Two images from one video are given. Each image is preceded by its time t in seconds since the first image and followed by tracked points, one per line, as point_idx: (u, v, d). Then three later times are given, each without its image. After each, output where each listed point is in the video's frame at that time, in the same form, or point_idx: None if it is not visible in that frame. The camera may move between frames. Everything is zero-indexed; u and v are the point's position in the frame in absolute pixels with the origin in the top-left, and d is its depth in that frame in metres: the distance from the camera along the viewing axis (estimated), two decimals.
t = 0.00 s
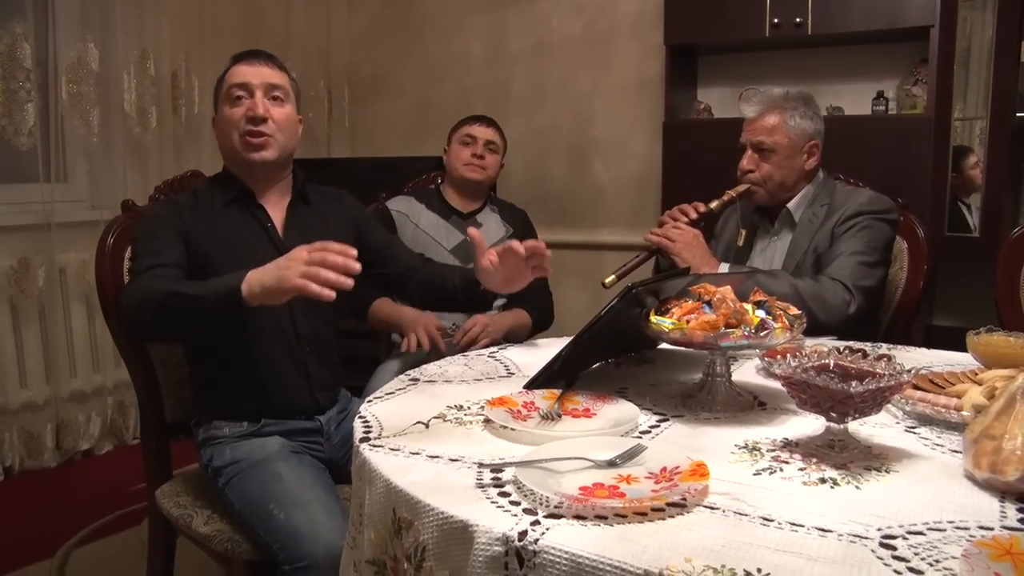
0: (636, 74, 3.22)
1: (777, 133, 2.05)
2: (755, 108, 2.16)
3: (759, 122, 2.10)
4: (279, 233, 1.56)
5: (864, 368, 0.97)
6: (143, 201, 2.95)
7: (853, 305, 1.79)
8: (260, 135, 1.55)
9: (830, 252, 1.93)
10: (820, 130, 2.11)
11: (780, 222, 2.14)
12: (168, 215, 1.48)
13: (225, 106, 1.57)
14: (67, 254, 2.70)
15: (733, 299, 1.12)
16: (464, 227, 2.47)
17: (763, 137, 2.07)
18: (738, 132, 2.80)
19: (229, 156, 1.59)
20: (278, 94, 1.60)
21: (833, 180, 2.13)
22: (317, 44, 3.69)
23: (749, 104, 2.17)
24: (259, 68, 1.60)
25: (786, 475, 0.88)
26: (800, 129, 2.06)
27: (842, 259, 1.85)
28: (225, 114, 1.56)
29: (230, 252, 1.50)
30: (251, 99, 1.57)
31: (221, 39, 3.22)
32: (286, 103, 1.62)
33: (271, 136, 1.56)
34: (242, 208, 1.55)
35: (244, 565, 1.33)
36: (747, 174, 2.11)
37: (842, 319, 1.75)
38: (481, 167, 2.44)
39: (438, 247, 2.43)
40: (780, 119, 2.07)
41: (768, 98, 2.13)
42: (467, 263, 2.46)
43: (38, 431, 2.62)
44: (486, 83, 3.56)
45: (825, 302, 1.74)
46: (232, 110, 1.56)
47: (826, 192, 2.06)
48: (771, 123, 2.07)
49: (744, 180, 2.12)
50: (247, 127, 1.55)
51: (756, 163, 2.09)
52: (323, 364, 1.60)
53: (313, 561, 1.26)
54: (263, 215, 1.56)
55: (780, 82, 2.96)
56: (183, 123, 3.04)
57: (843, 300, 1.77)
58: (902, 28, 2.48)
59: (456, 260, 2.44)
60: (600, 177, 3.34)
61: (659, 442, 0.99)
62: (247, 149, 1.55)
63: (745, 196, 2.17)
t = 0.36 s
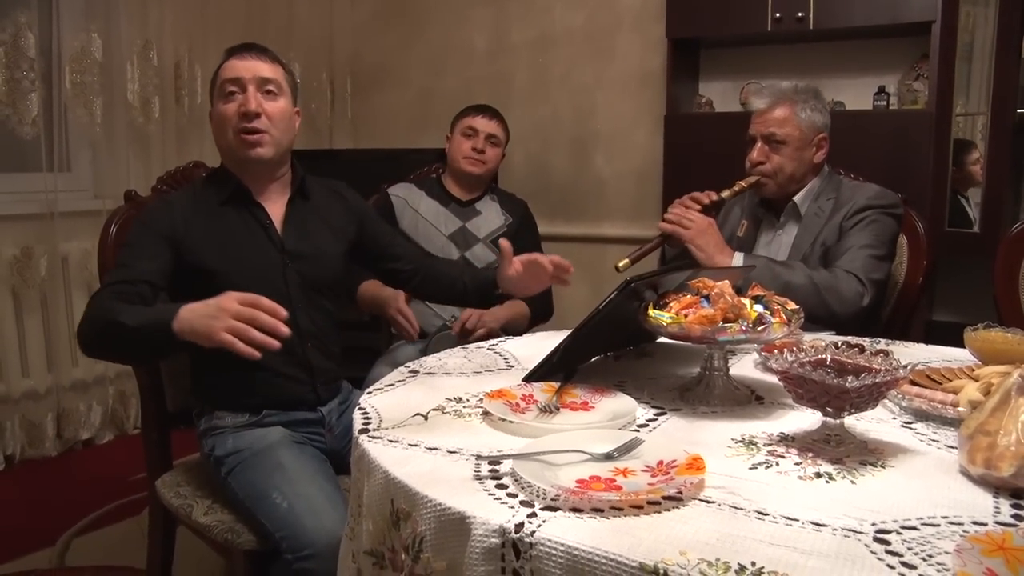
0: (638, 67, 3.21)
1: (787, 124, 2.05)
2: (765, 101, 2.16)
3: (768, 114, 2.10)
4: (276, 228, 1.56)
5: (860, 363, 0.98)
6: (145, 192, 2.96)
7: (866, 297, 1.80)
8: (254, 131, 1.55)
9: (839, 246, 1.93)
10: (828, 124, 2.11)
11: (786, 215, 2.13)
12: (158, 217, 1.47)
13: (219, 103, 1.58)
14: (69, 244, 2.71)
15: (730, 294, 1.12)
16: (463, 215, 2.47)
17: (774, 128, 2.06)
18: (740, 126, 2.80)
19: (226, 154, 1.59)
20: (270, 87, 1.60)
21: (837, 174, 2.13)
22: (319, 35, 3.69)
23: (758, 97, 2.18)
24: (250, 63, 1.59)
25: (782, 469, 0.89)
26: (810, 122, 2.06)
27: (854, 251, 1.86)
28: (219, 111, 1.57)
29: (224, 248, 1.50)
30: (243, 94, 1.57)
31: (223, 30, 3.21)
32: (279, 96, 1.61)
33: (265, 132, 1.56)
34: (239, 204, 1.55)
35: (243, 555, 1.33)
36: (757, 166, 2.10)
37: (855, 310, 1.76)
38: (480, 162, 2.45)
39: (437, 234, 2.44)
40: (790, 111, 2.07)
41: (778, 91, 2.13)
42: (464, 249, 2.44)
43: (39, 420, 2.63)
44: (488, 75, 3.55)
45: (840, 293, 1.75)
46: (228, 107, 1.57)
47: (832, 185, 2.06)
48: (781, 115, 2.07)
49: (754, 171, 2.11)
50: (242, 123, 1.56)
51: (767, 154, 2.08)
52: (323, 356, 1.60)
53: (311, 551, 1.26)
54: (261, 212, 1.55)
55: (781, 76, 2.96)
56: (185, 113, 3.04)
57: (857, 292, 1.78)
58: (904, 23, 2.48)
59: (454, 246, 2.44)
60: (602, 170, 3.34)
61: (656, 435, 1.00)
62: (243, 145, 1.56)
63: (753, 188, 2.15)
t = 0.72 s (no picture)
0: (643, 67, 3.21)
1: (814, 117, 2.03)
2: (790, 93, 2.14)
3: (793, 106, 2.06)
4: (285, 239, 1.55)
5: (872, 362, 0.97)
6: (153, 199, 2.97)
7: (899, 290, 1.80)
8: (304, 148, 1.57)
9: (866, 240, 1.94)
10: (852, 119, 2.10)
11: (807, 209, 2.11)
12: (166, 239, 1.44)
13: (262, 117, 1.53)
14: (78, 253, 2.72)
15: (739, 293, 1.12)
16: (471, 219, 2.47)
17: (801, 119, 2.03)
18: (746, 125, 2.79)
19: (264, 168, 1.55)
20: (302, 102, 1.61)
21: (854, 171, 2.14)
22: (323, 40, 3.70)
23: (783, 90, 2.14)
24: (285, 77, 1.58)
25: (794, 470, 0.88)
26: (837, 116, 2.04)
27: (881, 246, 1.87)
28: (266, 125, 1.53)
29: (233, 264, 1.49)
30: (290, 110, 1.57)
31: (227, 36, 3.22)
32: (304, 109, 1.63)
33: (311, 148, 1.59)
34: (247, 217, 1.53)
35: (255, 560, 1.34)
36: (781, 157, 2.06)
37: (890, 303, 1.75)
38: (486, 169, 2.44)
39: (445, 240, 2.44)
40: (817, 104, 2.04)
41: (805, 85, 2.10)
42: (473, 253, 2.45)
43: (51, 427, 2.64)
44: (493, 77, 3.55)
45: (876, 285, 1.74)
46: (275, 122, 1.54)
47: (853, 182, 2.07)
48: (807, 107, 2.04)
49: (778, 163, 2.07)
50: (296, 140, 1.56)
51: (792, 146, 2.05)
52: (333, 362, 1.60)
53: (322, 557, 1.27)
54: (270, 224, 1.54)
55: (787, 74, 2.95)
56: (191, 120, 3.05)
57: (891, 284, 1.76)
58: (909, 18, 2.46)
59: (463, 251, 2.44)
60: (608, 170, 3.34)
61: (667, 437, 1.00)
62: (296, 162, 1.56)
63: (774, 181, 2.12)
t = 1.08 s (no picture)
0: (653, 69, 3.20)
1: (845, 116, 2.00)
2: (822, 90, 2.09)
3: (824, 103, 2.04)
4: (301, 242, 1.55)
5: (882, 370, 0.96)
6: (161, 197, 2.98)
7: (920, 289, 1.79)
8: (320, 147, 1.57)
9: (888, 240, 1.92)
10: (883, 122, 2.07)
11: (830, 210, 2.09)
12: (178, 237, 1.44)
13: (279, 116, 1.53)
14: (86, 250, 2.73)
15: (749, 300, 1.11)
16: (479, 217, 2.46)
17: (832, 117, 2.00)
18: (756, 128, 2.77)
19: (281, 168, 1.55)
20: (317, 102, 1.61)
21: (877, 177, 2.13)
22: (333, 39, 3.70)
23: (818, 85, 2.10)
24: (299, 76, 1.58)
25: (802, 479, 0.87)
26: (869, 117, 2.02)
27: (904, 245, 1.86)
28: (283, 125, 1.52)
29: (247, 263, 1.49)
30: (307, 110, 1.57)
31: (237, 35, 3.22)
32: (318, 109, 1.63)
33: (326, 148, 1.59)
34: (264, 216, 1.53)
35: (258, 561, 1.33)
36: (808, 152, 2.04)
37: (910, 300, 1.75)
38: (487, 157, 2.43)
39: (453, 236, 2.44)
40: (850, 104, 2.01)
41: (840, 82, 2.06)
42: (480, 251, 2.43)
43: (57, 424, 2.65)
44: (503, 77, 3.54)
45: (898, 280, 1.74)
46: (292, 122, 1.53)
47: (877, 186, 2.06)
48: (839, 105, 2.01)
49: (804, 158, 2.05)
50: (313, 140, 1.56)
51: (820, 142, 2.02)
52: (345, 363, 1.60)
53: (325, 560, 1.26)
54: (287, 224, 1.54)
55: (798, 77, 2.93)
56: (200, 118, 3.06)
57: (912, 281, 1.77)
58: (921, 21, 2.44)
59: (470, 248, 2.43)
60: (617, 172, 3.32)
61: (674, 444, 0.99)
62: (313, 162, 1.56)
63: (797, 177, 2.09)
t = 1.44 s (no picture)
0: (651, 70, 3.20)
1: (845, 120, 2.00)
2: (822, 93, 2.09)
3: (824, 108, 2.04)
4: (323, 240, 1.55)
5: (890, 373, 0.96)
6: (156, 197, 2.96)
7: (910, 295, 1.78)
8: (358, 141, 1.59)
9: (883, 245, 1.92)
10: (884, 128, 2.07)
11: (829, 215, 2.08)
12: (203, 214, 1.44)
13: (324, 104, 1.54)
14: (80, 250, 2.71)
15: (751, 301, 1.10)
16: (478, 218, 2.45)
17: (830, 122, 2.00)
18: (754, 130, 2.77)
19: (319, 155, 1.55)
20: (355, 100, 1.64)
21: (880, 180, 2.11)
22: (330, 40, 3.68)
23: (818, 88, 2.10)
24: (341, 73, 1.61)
25: (808, 483, 0.87)
26: (868, 122, 2.01)
27: (898, 251, 1.85)
28: (327, 112, 1.54)
29: (265, 252, 1.48)
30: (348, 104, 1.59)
31: (233, 35, 3.21)
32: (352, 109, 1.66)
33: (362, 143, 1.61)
34: (289, 209, 1.53)
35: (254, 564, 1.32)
36: (805, 156, 2.04)
37: (898, 307, 1.75)
38: (486, 155, 2.41)
39: (452, 235, 2.43)
40: (850, 109, 2.01)
41: (840, 86, 2.06)
42: (479, 252, 2.42)
43: (51, 427, 2.63)
44: (500, 78, 3.54)
45: (886, 287, 1.74)
46: (336, 111, 1.55)
47: (878, 188, 2.04)
48: (838, 110, 2.01)
49: (801, 162, 2.05)
50: (353, 132, 1.57)
51: (818, 146, 2.02)
52: (356, 369, 1.57)
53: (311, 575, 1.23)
54: (312, 218, 1.54)
55: (796, 79, 2.93)
56: (195, 118, 3.04)
57: (902, 288, 1.76)
58: (920, 24, 2.44)
59: (469, 248, 2.42)
60: (614, 174, 3.32)
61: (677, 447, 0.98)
62: (351, 153, 1.57)
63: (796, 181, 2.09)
